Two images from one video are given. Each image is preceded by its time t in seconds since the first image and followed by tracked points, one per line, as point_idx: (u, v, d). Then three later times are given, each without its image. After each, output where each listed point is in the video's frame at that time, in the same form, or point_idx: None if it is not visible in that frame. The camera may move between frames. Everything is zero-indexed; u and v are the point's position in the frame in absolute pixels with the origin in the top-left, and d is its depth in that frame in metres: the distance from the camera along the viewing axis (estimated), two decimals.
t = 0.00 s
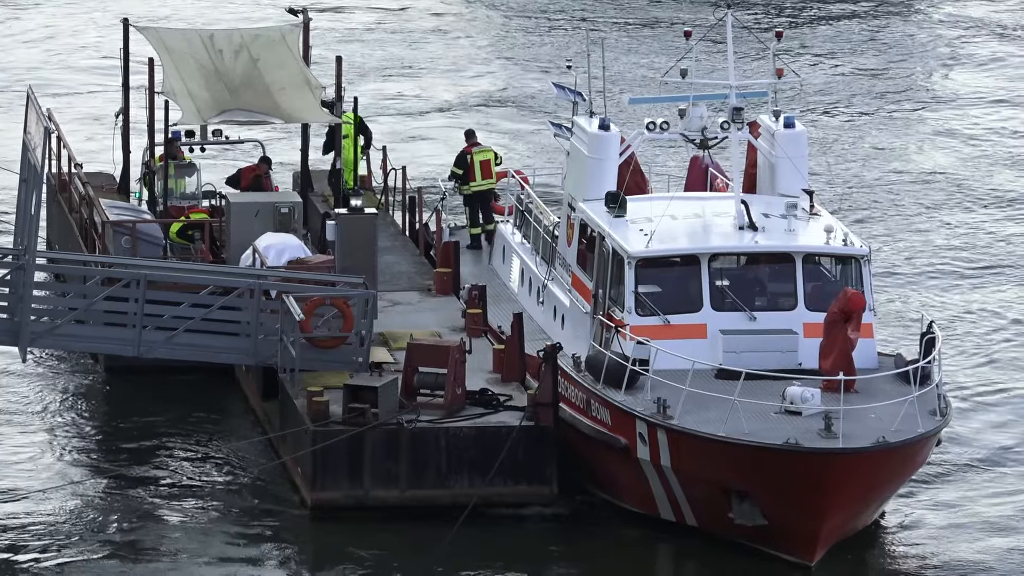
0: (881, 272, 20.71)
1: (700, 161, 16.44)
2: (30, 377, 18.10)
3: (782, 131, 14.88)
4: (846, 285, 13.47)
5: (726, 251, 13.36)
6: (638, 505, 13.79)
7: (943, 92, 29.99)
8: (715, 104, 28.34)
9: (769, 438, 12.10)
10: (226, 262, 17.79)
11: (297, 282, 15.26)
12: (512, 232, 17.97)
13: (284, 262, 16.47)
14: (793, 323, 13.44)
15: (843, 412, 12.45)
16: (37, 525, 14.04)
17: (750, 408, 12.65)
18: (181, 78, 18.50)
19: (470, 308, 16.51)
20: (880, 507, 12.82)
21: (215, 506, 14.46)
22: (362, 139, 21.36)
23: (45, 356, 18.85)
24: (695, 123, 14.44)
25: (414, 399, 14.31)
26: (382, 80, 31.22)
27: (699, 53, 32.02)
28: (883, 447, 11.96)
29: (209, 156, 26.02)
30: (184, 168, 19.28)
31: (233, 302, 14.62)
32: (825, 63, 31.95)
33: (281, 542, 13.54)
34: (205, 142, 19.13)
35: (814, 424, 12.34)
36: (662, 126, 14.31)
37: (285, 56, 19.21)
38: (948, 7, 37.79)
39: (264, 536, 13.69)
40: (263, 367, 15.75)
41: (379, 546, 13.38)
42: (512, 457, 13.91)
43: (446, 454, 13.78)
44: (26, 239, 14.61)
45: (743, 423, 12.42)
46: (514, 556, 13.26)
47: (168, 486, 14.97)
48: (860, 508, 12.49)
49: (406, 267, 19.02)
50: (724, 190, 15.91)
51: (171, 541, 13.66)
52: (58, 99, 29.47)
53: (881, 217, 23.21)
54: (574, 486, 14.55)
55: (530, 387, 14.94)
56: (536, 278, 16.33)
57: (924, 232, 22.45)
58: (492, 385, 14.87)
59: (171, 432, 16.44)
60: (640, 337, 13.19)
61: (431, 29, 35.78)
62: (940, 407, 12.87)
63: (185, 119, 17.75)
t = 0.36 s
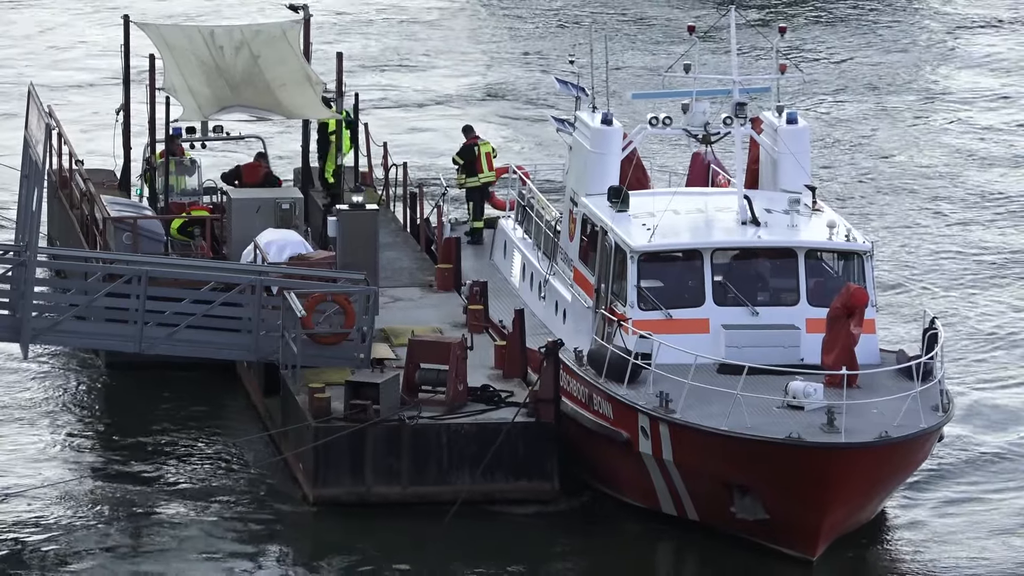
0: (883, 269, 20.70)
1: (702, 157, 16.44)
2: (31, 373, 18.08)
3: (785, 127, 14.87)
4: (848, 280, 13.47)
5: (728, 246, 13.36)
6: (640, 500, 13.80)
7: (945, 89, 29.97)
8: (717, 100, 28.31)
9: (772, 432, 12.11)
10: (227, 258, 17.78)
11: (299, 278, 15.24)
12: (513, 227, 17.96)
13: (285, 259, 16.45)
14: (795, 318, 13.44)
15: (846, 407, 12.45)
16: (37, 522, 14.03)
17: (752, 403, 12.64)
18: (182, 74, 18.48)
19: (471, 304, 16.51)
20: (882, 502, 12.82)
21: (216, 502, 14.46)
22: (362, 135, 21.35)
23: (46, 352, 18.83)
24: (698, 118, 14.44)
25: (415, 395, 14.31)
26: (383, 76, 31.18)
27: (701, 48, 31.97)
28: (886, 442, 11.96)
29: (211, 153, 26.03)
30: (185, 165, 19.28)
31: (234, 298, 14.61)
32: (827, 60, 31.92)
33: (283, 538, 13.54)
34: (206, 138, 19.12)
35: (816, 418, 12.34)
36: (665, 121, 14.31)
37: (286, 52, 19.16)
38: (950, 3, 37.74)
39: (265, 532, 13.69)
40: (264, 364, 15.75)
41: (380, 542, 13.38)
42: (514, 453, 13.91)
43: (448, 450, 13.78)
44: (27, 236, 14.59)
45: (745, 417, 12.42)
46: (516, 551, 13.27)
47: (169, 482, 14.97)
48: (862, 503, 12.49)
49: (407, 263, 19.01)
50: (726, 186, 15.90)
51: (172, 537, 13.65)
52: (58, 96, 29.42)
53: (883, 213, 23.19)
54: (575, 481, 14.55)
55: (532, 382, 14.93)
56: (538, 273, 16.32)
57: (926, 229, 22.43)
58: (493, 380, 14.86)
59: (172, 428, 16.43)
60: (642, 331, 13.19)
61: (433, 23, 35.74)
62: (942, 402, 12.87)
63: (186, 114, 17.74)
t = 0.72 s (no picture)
0: (888, 265, 20.67)
1: (707, 154, 16.45)
2: (35, 369, 18.07)
3: (791, 123, 14.87)
4: (854, 276, 13.46)
5: (733, 241, 13.36)
6: (644, 495, 13.79)
7: (949, 85, 29.94)
8: (721, 95, 28.28)
9: (776, 427, 12.10)
10: (231, 254, 17.78)
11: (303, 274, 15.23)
12: (517, 222, 17.96)
13: (288, 254, 16.44)
14: (799, 314, 13.43)
15: (851, 401, 12.44)
16: (41, 518, 14.02)
17: (757, 397, 12.63)
18: (185, 69, 18.50)
19: (474, 300, 16.51)
20: (887, 496, 12.81)
21: (219, 498, 14.43)
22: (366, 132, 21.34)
23: (50, 348, 18.81)
24: (703, 113, 14.45)
25: (419, 390, 14.31)
26: (387, 71, 31.16)
27: (706, 45, 31.93)
28: (890, 437, 11.95)
29: (214, 148, 26.05)
30: (189, 160, 19.32)
31: (238, 294, 14.60)
32: (832, 56, 31.88)
33: (287, 533, 13.53)
34: (210, 134, 19.14)
35: (821, 413, 12.33)
36: (669, 116, 14.32)
37: (289, 48, 19.15)
38: None
39: (267, 528, 13.68)
40: (267, 359, 15.74)
41: (384, 537, 13.37)
42: (517, 448, 13.89)
43: (451, 445, 13.77)
44: (31, 231, 14.57)
45: (750, 412, 12.41)
46: (519, 547, 13.26)
47: (173, 478, 14.96)
48: (867, 498, 12.49)
49: (410, 259, 19.00)
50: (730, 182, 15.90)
51: (176, 532, 13.64)
52: (61, 92, 29.38)
53: (887, 209, 23.17)
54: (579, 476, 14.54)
55: (535, 378, 14.93)
56: (542, 269, 16.30)
57: (931, 225, 22.41)
58: (496, 376, 14.85)
59: (175, 423, 16.42)
60: (647, 325, 13.20)
61: (436, 18, 35.77)
62: (947, 398, 12.87)
63: (189, 109, 17.79)
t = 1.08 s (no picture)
0: (890, 263, 20.65)
1: (708, 152, 16.44)
2: (35, 367, 18.04)
3: (793, 121, 14.86)
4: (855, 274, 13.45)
5: (734, 239, 13.35)
6: (645, 493, 13.76)
7: (950, 84, 29.92)
8: (722, 94, 28.25)
9: (777, 424, 12.08)
10: (232, 252, 17.78)
11: (303, 272, 15.21)
12: (518, 221, 17.95)
13: (289, 252, 16.41)
14: (801, 312, 13.41)
15: (852, 399, 12.43)
16: (40, 515, 13.99)
17: (757, 395, 12.61)
18: (187, 66, 18.50)
19: (475, 298, 16.50)
20: (888, 494, 12.80)
21: (218, 496, 14.40)
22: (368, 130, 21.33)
23: (51, 346, 18.78)
24: (705, 111, 14.45)
25: (420, 388, 14.29)
26: (388, 69, 31.13)
27: (707, 44, 31.90)
28: (891, 434, 11.93)
29: (215, 145, 26.05)
30: (190, 156, 19.31)
31: (238, 291, 14.57)
32: (833, 55, 31.85)
33: (287, 531, 13.51)
34: (211, 131, 19.13)
35: (822, 411, 12.32)
36: (672, 115, 14.32)
37: (290, 45, 19.17)
38: None
39: (266, 527, 13.65)
40: (267, 356, 15.73)
41: (384, 535, 13.35)
42: (518, 446, 13.86)
43: (452, 443, 13.75)
44: (31, 228, 14.55)
45: (751, 409, 12.40)
46: (520, 545, 13.23)
47: (172, 475, 14.93)
48: (869, 495, 12.47)
49: (411, 257, 18.99)
50: (732, 181, 15.90)
51: (175, 531, 13.62)
52: (62, 89, 29.35)
53: (889, 208, 23.15)
54: (580, 474, 14.53)
55: (535, 375, 14.91)
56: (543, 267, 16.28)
57: (933, 224, 22.39)
58: (497, 374, 14.83)
59: (175, 421, 16.40)
60: (648, 323, 13.19)
61: (437, 15, 35.77)
62: (948, 396, 12.85)
63: (190, 108, 17.79)
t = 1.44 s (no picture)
0: (890, 262, 20.67)
1: (709, 152, 16.45)
2: (35, 366, 18.04)
3: (793, 121, 14.86)
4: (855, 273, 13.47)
5: (734, 238, 13.36)
6: (646, 492, 13.76)
7: (950, 83, 29.94)
8: (723, 93, 28.27)
9: (777, 424, 12.09)
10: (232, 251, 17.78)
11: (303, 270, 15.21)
12: (519, 221, 17.96)
13: (290, 251, 16.41)
14: (801, 311, 13.42)
15: (852, 398, 12.44)
16: (40, 513, 14.00)
17: (758, 394, 12.62)
18: (188, 65, 18.53)
19: (475, 297, 16.53)
20: (888, 493, 12.80)
21: (218, 495, 14.39)
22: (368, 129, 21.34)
23: (51, 345, 18.78)
24: (705, 111, 14.46)
25: (420, 386, 14.30)
26: (389, 68, 31.16)
27: (707, 43, 31.93)
28: (891, 433, 11.94)
29: (216, 143, 26.08)
30: (190, 155, 19.30)
31: (238, 290, 14.57)
32: (834, 54, 31.88)
33: (287, 530, 13.51)
34: (212, 130, 19.14)
35: (822, 410, 12.33)
36: (672, 114, 14.33)
37: (292, 44, 19.16)
38: None
39: (266, 526, 13.64)
40: (268, 355, 15.74)
41: (384, 534, 13.35)
42: (519, 444, 13.86)
43: (452, 441, 13.75)
44: (32, 226, 14.54)
45: (751, 408, 12.41)
46: (520, 544, 13.24)
47: (172, 474, 14.93)
48: (869, 494, 12.48)
49: (412, 256, 19.00)
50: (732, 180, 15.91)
51: (175, 529, 13.62)
52: (63, 88, 29.36)
53: (890, 206, 23.17)
54: (581, 473, 14.53)
55: (536, 374, 14.91)
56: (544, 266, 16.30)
57: (934, 222, 22.41)
58: (497, 373, 14.83)
59: (175, 420, 16.41)
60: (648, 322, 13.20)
61: (438, 14, 35.85)
62: (948, 395, 12.86)
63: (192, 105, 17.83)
